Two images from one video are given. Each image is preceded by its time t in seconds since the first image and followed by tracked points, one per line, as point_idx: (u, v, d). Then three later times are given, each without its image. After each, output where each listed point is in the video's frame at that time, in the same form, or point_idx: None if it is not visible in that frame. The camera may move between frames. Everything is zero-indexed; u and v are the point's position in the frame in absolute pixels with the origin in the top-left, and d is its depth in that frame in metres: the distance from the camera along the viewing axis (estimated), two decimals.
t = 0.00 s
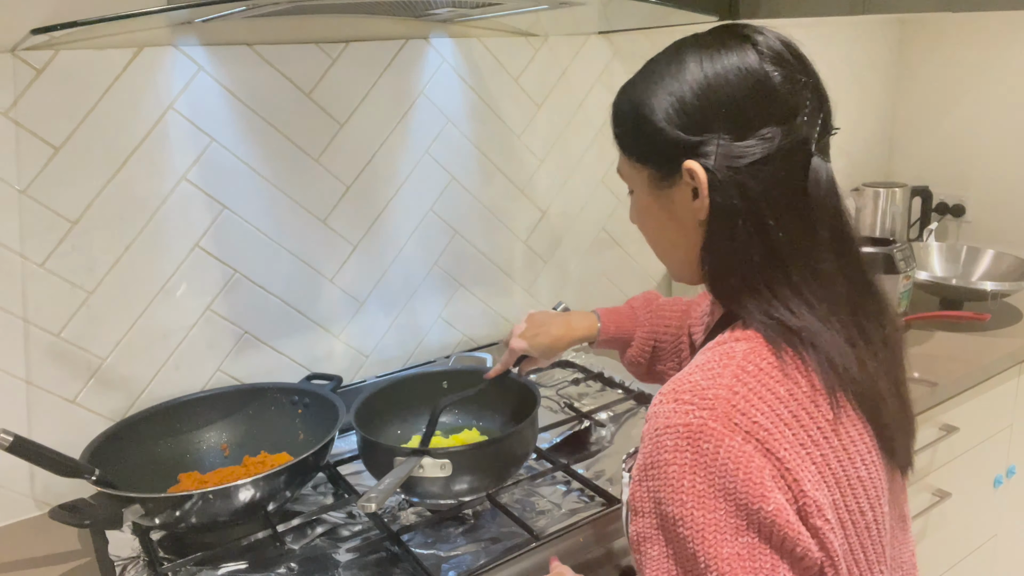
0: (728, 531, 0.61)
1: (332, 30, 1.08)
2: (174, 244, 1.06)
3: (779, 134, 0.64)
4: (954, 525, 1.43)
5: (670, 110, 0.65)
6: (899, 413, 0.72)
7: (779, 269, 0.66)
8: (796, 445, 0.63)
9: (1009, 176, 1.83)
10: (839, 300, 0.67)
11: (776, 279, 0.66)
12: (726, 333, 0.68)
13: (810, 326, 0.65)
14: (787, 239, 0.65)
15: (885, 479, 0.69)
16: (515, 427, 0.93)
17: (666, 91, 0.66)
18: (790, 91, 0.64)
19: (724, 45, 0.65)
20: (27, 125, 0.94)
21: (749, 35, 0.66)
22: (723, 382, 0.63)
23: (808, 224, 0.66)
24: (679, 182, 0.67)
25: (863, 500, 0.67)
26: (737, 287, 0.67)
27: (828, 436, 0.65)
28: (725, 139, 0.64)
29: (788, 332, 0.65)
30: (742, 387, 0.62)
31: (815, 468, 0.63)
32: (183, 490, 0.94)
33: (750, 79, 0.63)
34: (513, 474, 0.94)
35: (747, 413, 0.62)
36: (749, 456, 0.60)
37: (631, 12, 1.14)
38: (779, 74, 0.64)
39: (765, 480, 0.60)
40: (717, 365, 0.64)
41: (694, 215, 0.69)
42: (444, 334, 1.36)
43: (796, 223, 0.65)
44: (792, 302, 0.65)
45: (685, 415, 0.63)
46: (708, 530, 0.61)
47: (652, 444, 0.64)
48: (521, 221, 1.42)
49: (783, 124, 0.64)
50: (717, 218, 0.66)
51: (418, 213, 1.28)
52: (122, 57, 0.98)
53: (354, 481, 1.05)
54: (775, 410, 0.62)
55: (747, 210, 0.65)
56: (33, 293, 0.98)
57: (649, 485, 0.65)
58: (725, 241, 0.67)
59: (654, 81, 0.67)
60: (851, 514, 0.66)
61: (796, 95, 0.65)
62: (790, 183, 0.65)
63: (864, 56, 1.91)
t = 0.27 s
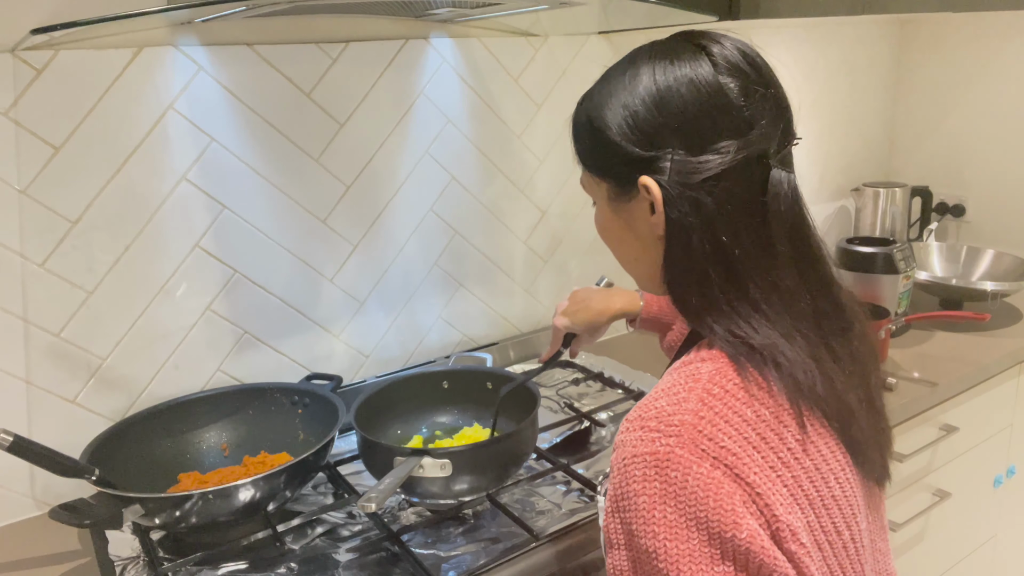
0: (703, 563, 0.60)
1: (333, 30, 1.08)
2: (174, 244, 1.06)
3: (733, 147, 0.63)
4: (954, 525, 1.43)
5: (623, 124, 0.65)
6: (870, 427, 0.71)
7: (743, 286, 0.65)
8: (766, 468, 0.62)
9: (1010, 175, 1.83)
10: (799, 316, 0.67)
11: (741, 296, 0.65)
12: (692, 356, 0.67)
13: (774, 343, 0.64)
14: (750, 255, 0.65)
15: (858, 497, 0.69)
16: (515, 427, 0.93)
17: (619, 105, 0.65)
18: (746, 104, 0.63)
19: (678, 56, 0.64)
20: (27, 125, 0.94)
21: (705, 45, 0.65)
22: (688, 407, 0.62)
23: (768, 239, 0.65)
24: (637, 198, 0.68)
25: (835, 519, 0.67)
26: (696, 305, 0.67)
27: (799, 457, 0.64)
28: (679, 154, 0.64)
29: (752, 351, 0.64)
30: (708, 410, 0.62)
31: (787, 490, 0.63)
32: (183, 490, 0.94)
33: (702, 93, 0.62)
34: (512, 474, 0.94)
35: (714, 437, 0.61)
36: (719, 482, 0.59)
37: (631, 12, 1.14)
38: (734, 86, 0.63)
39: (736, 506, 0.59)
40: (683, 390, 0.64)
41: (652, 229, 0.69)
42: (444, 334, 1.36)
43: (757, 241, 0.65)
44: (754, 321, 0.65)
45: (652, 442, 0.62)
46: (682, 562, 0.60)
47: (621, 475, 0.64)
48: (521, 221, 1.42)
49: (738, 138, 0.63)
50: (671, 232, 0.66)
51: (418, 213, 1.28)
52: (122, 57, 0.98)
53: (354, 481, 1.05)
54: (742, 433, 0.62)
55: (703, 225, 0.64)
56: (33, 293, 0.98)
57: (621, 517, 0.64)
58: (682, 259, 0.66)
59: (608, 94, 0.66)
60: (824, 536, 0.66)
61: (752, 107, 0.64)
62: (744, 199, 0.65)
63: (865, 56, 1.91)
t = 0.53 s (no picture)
0: (674, 557, 0.63)
1: (333, 31, 1.08)
2: (174, 244, 1.06)
3: (736, 147, 0.63)
4: (954, 525, 1.43)
5: (625, 124, 0.65)
6: (867, 430, 0.71)
7: (742, 287, 0.65)
8: (750, 471, 0.63)
9: (1009, 176, 1.83)
10: (797, 321, 0.66)
11: (739, 298, 0.65)
12: (691, 351, 0.68)
13: (769, 344, 0.64)
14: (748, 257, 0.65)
15: (847, 499, 0.70)
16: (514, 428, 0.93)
17: (621, 103, 0.65)
18: (749, 102, 0.63)
19: (682, 54, 0.64)
20: (27, 125, 0.94)
21: (709, 43, 0.65)
22: (678, 404, 0.63)
23: (768, 243, 0.65)
24: (638, 196, 0.68)
25: (821, 524, 0.68)
26: (693, 306, 0.67)
27: (786, 460, 0.65)
28: (680, 154, 0.64)
29: (746, 352, 0.64)
30: (697, 410, 0.63)
31: (769, 494, 0.64)
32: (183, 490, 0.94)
33: (705, 92, 0.62)
34: (513, 474, 0.94)
35: (699, 437, 0.62)
36: (699, 483, 0.61)
37: (631, 12, 1.14)
38: (737, 84, 0.63)
39: (713, 507, 0.61)
40: (675, 386, 0.65)
41: (655, 229, 0.69)
42: (444, 334, 1.36)
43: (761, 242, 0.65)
44: (750, 321, 0.65)
45: (638, 437, 0.63)
46: (654, 556, 0.63)
47: (606, 465, 0.66)
48: (521, 221, 1.42)
49: (740, 137, 0.63)
50: (670, 232, 0.67)
51: (418, 214, 1.28)
52: (122, 57, 0.98)
53: (354, 481, 1.05)
54: (729, 433, 0.63)
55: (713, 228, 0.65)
56: (33, 293, 0.98)
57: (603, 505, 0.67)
58: (680, 261, 0.67)
59: (611, 92, 0.67)
60: (808, 540, 0.67)
61: (756, 106, 0.64)
62: (747, 199, 0.65)
63: (865, 56, 1.91)
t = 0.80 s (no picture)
0: (684, 549, 0.61)
1: (333, 31, 1.08)
2: (174, 244, 1.06)
3: (733, 141, 0.63)
4: (954, 525, 1.43)
5: (623, 117, 0.65)
6: (865, 427, 0.71)
7: (739, 279, 0.65)
8: (751, 460, 0.63)
9: (1009, 175, 1.83)
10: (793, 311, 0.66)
11: (736, 289, 0.65)
12: (685, 345, 0.68)
13: (766, 335, 0.64)
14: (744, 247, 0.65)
15: (843, 491, 0.70)
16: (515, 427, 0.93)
17: (619, 97, 0.65)
18: (746, 97, 0.63)
19: (679, 48, 0.64)
20: (27, 125, 0.94)
21: (707, 38, 0.65)
22: (678, 396, 0.63)
23: (764, 234, 0.65)
24: (637, 190, 0.68)
25: (822, 513, 0.68)
26: (692, 297, 0.67)
27: (785, 449, 0.65)
28: (678, 147, 0.64)
29: (743, 344, 0.64)
30: (697, 401, 0.63)
31: (771, 482, 0.64)
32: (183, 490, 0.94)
33: (703, 86, 0.62)
34: (513, 474, 0.94)
35: (701, 427, 0.62)
36: (704, 473, 0.60)
37: (631, 12, 1.14)
38: (734, 78, 0.63)
39: (720, 496, 0.60)
40: (672, 378, 0.65)
41: (652, 222, 0.69)
42: (444, 334, 1.36)
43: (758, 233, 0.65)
44: (748, 313, 0.65)
45: (641, 430, 0.63)
46: (666, 548, 0.62)
47: (609, 460, 0.65)
48: (521, 221, 1.42)
49: (738, 131, 0.63)
50: (670, 225, 0.67)
51: (418, 213, 1.28)
52: (122, 58, 0.98)
53: (354, 481, 1.05)
54: (729, 424, 0.63)
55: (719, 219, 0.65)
56: (33, 293, 0.98)
57: (608, 502, 0.66)
58: (680, 252, 0.67)
59: (609, 87, 0.67)
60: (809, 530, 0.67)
61: (752, 100, 0.64)
62: (746, 191, 0.65)
63: (865, 57, 1.91)
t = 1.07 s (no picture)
0: (693, 538, 0.61)
1: (333, 31, 1.08)
2: (174, 244, 1.06)
3: (733, 136, 0.63)
4: (955, 525, 1.43)
5: (625, 113, 0.65)
6: (866, 427, 0.71)
7: (741, 272, 0.65)
8: (757, 450, 0.63)
9: (1010, 175, 1.83)
10: (792, 304, 0.66)
11: (736, 281, 0.65)
12: (688, 338, 0.68)
13: (766, 327, 0.64)
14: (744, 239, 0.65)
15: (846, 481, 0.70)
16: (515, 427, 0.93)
17: (620, 94, 0.66)
18: (745, 94, 0.64)
19: (679, 46, 0.64)
20: (27, 125, 0.94)
21: (707, 36, 0.65)
22: (682, 388, 0.63)
23: (763, 226, 0.65)
24: (638, 184, 0.67)
25: (826, 502, 0.68)
26: (693, 289, 0.67)
27: (789, 439, 0.65)
28: (679, 143, 0.64)
29: (745, 336, 0.64)
30: (701, 392, 0.63)
31: (775, 472, 0.64)
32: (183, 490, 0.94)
33: (703, 83, 0.62)
34: (513, 474, 0.94)
35: (706, 419, 0.62)
36: (710, 463, 0.60)
37: (631, 12, 1.14)
38: (734, 75, 0.63)
39: (727, 485, 0.60)
40: (676, 370, 0.65)
41: (653, 217, 0.69)
42: (444, 334, 1.36)
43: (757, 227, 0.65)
44: (749, 305, 0.65)
45: (646, 422, 0.63)
46: (674, 537, 0.62)
47: (615, 452, 0.65)
48: (521, 221, 1.42)
49: (738, 126, 0.64)
50: (670, 220, 0.66)
51: (417, 213, 1.28)
52: (122, 58, 0.98)
53: (354, 481, 1.05)
54: (734, 415, 0.63)
55: (720, 212, 0.64)
56: (33, 294, 0.98)
57: (615, 494, 0.66)
58: (680, 246, 0.66)
59: (610, 84, 0.67)
60: (814, 519, 0.67)
61: (753, 97, 0.64)
62: (747, 185, 0.65)
63: (865, 57, 1.91)
